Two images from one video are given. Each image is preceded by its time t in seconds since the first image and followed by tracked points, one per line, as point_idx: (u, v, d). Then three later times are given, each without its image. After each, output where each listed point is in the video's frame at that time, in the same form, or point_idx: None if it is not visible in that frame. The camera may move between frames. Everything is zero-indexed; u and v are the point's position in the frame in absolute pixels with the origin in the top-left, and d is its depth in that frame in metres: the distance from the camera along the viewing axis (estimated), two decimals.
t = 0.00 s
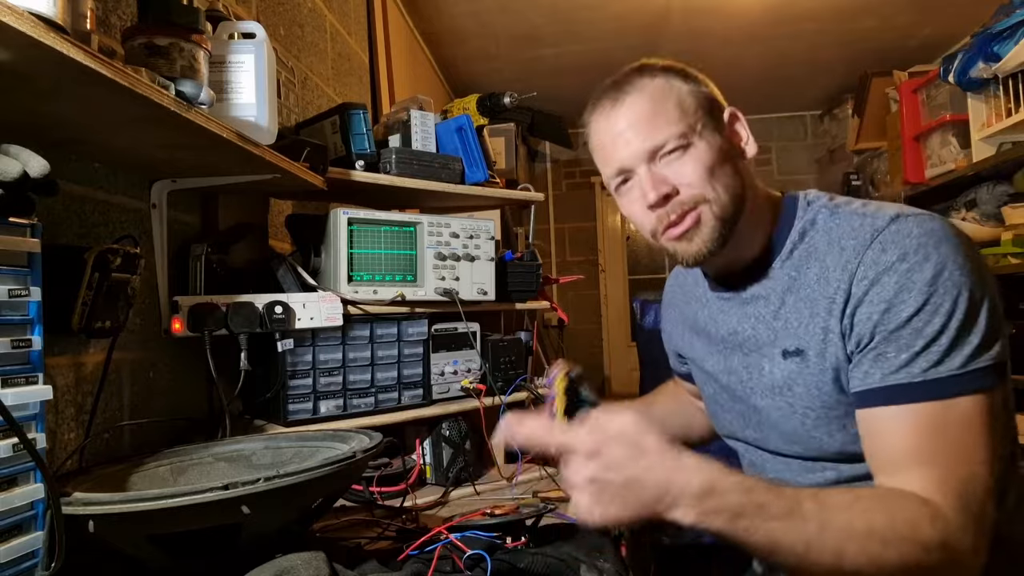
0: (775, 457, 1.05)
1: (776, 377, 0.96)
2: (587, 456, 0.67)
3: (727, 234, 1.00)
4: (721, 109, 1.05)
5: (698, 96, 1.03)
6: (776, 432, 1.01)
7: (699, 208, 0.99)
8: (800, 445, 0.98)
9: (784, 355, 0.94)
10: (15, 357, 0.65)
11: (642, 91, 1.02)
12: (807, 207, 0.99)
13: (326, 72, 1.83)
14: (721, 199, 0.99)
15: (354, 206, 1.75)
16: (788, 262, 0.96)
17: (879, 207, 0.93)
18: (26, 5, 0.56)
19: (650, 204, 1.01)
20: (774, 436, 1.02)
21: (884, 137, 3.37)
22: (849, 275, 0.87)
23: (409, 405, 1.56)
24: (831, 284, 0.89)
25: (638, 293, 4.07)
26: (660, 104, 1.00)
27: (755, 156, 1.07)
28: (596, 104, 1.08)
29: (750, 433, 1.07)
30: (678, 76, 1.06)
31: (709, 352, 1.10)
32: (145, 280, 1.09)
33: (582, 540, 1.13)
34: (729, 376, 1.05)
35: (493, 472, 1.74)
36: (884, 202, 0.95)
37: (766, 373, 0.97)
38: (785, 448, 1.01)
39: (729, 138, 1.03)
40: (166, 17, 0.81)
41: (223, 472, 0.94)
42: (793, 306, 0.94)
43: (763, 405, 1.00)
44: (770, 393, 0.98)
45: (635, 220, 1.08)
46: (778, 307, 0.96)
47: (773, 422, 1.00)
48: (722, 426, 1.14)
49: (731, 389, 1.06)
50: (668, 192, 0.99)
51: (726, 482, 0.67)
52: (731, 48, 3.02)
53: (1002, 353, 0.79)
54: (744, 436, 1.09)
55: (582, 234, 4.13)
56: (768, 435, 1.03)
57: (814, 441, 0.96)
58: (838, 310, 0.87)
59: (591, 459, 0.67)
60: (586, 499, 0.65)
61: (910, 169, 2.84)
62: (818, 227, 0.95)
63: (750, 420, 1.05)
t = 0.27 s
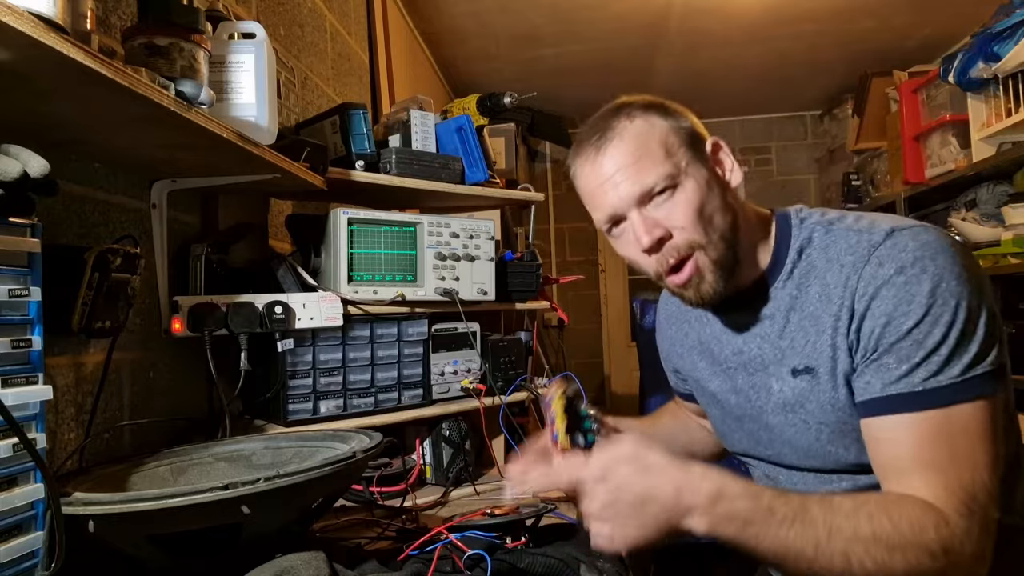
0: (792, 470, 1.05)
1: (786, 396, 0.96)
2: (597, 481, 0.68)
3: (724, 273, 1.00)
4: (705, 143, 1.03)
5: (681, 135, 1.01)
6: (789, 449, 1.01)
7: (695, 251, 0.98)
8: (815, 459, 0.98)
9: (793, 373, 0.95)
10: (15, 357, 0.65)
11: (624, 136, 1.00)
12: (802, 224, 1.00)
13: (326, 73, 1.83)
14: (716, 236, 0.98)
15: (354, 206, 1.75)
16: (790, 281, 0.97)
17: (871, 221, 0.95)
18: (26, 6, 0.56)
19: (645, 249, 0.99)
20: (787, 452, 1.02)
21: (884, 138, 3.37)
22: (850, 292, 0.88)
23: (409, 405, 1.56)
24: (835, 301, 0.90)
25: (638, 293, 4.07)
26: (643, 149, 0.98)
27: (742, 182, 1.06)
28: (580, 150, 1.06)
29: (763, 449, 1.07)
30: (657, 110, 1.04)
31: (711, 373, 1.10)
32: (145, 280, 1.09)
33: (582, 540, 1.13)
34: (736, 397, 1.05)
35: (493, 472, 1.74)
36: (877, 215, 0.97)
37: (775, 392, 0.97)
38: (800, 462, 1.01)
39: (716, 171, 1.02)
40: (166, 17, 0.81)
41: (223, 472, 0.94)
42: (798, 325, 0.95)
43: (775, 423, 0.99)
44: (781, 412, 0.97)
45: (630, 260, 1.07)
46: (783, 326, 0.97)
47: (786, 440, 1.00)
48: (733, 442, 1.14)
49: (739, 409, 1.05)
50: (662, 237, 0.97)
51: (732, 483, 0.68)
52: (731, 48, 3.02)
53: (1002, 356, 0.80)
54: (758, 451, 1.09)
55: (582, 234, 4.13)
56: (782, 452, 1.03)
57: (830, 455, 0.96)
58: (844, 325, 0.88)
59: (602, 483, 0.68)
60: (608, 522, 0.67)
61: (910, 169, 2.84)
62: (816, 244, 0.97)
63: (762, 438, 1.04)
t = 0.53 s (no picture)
0: (796, 469, 1.04)
1: (795, 395, 0.96)
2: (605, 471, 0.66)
3: (732, 275, 1.01)
4: (720, 146, 1.04)
5: (695, 139, 1.02)
6: (796, 448, 1.00)
7: (704, 254, 1.00)
8: (822, 458, 0.98)
9: (803, 372, 0.95)
10: (15, 357, 0.65)
11: (637, 139, 1.01)
12: (814, 228, 1.02)
13: (326, 72, 1.83)
14: (726, 239, 1.00)
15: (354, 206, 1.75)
16: (801, 283, 0.98)
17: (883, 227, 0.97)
18: (26, 5, 0.56)
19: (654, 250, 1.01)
20: (794, 453, 1.01)
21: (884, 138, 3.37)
22: (861, 294, 0.90)
23: (409, 405, 1.56)
24: (845, 302, 0.91)
25: (638, 293, 4.07)
26: (656, 152, 0.99)
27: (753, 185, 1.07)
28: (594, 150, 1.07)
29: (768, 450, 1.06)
30: (672, 114, 1.05)
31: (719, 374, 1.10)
32: (145, 280, 1.09)
33: (582, 541, 1.13)
34: (744, 396, 1.05)
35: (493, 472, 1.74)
36: (887, 222, 0.99)
37: (785, 391, 0.97)
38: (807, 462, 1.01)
39: (728, 175, 1.03)
40: (166, 17, 0.81)
41: (223, 472, 0.94)
42: (809, 325, 0.96)
43: (782, 422, 0.99)
44: (790, 411, 0.97)
45: (641, 261, 1.08)
46: (794, 327, 0.98)
47: (793, 439, 0.99)
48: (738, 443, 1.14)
49: (746, 409, 1.05)
50: (672, 239, 0.99)
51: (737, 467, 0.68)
52: (731, 48, 3.02)
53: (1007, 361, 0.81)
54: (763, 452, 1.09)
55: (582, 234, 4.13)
56: (788, 452, 1.02)
57: (838, 454, 0.96)
58: (853, 325, 0.90)
59: (613, 473, 0.66)
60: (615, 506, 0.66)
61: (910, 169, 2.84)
62: (827, 249, 0.99)
63: (769, 439, 1.04)
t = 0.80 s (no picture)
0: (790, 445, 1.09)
1: (792, 369, 1.02)
2: (632, 331, 0.67)
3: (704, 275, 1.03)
4: (715, 145, 1.01)
5: (687, 137, 1.01)
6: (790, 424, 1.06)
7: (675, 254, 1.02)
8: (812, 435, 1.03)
9: (802, 348, 1.01)
10: (15, 357, 0.65)
11: (630, 134, 1.04)
12: (828, 219, 1.04)
13: (326, 72, 1.83)
14: (698, 243, 1.00)
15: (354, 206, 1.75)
16: (807, 264, 1.02)
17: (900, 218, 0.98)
18: (26, 6, 0.56)
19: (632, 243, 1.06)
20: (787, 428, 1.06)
21: (884, 138, 3.37)
22: (867, 274, 0.92)
23: (409, 405, 1.56)
24: (849, 283, 0.95)
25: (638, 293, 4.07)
26: (642, 151, 1.01)
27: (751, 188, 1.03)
28: (601, 138, 1.11)
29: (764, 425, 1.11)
30: (673, 109, 1.04)
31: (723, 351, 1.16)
32: (146, 280, 1.09)
33: (582, 540, 1.13)
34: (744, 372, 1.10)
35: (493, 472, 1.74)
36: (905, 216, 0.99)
37: (781, 364, 1.04)
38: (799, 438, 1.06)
39: (718, 177, 1.01)
40: (166, 16, 0.81)
41: (223, 473, 0.94)
42: (812, 305, 1.00)
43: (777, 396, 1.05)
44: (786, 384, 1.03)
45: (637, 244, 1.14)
46: (799, 305, 1.03)
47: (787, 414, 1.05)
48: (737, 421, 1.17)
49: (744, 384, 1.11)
50: (645, 238, 1.02)
51: (758, 374, 0.66)
52: (731, 48, 3.02)
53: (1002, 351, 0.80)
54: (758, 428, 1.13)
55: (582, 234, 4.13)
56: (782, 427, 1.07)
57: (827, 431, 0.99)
58: (853, 305, 0.93)
59: (635, 334, 0.66)
60: (628, 364, 0.68)
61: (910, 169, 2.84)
62: (838, 235, 1.01)
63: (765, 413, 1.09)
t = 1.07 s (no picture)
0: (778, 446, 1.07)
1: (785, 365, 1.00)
2: (647, 312, 0.69)
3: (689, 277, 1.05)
4: (699, 148, 1.01)
5: (672, 141, 1.01)
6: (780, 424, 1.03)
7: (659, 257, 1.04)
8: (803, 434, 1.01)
9: (796, 344, 0.99)
10: (15, 357, 0.65)
11: (619, 139, 1.06)
12: (824, 218, 1.03)
13: (326, 72, 1.83)
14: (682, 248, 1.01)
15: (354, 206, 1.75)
16: (803, 260, 1.01)
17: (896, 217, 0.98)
18: (26, 5, 0.56)
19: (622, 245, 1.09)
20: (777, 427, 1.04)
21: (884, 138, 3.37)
22: (864, 270, 0.92)
23: (409, 405, 1.56)
24: (846, 279, 0.94)
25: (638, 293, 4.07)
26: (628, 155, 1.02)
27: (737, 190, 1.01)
28: (595, 141, 1.13)
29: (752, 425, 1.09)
30: (660, 112, 1.04)
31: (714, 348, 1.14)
32: (146, 280, 1.09)
33: (582, 540, 1.13)
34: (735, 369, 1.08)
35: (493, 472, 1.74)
36: (897, 215, 0.99)
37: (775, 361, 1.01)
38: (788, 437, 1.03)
39: (703, 180, 1.00)
40: (166, 16, 0.81)
41: (223, 473, 0.94)
42: (807, 301, 0.99)
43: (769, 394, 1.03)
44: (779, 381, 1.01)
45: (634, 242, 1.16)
46: (792, 302, 1.01)
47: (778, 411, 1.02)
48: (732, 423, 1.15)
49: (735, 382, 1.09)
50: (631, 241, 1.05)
51: (773, 360, 0.67)
52: (731, 48, 3.02)
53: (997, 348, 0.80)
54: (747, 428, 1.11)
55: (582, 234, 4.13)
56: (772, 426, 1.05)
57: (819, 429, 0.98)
58: (849, 300, 0.92)
59: (650, 315, 0.69)
60: (642, 344, 0.70)
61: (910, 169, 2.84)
62: (834, 232, 1.01)
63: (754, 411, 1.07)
